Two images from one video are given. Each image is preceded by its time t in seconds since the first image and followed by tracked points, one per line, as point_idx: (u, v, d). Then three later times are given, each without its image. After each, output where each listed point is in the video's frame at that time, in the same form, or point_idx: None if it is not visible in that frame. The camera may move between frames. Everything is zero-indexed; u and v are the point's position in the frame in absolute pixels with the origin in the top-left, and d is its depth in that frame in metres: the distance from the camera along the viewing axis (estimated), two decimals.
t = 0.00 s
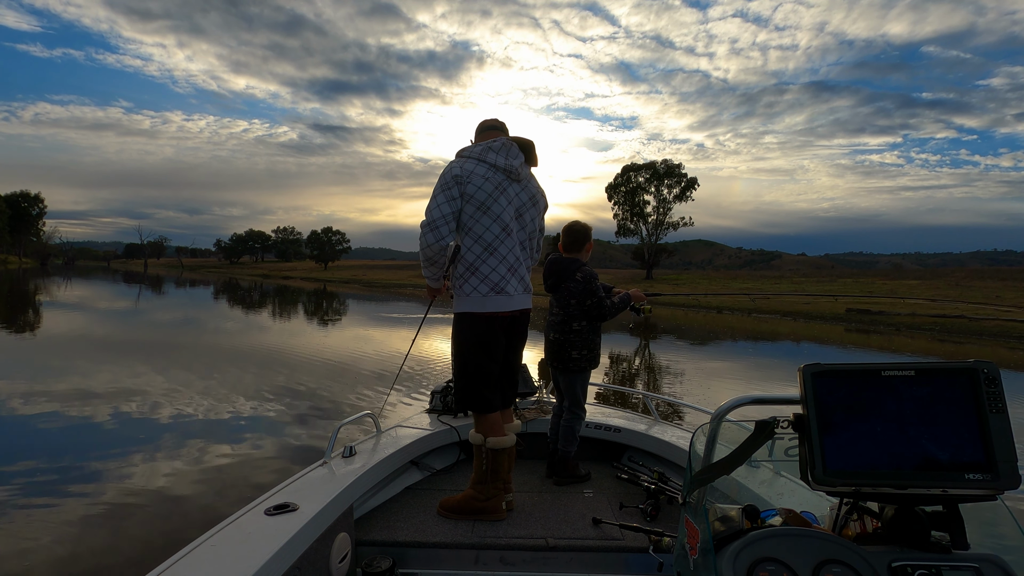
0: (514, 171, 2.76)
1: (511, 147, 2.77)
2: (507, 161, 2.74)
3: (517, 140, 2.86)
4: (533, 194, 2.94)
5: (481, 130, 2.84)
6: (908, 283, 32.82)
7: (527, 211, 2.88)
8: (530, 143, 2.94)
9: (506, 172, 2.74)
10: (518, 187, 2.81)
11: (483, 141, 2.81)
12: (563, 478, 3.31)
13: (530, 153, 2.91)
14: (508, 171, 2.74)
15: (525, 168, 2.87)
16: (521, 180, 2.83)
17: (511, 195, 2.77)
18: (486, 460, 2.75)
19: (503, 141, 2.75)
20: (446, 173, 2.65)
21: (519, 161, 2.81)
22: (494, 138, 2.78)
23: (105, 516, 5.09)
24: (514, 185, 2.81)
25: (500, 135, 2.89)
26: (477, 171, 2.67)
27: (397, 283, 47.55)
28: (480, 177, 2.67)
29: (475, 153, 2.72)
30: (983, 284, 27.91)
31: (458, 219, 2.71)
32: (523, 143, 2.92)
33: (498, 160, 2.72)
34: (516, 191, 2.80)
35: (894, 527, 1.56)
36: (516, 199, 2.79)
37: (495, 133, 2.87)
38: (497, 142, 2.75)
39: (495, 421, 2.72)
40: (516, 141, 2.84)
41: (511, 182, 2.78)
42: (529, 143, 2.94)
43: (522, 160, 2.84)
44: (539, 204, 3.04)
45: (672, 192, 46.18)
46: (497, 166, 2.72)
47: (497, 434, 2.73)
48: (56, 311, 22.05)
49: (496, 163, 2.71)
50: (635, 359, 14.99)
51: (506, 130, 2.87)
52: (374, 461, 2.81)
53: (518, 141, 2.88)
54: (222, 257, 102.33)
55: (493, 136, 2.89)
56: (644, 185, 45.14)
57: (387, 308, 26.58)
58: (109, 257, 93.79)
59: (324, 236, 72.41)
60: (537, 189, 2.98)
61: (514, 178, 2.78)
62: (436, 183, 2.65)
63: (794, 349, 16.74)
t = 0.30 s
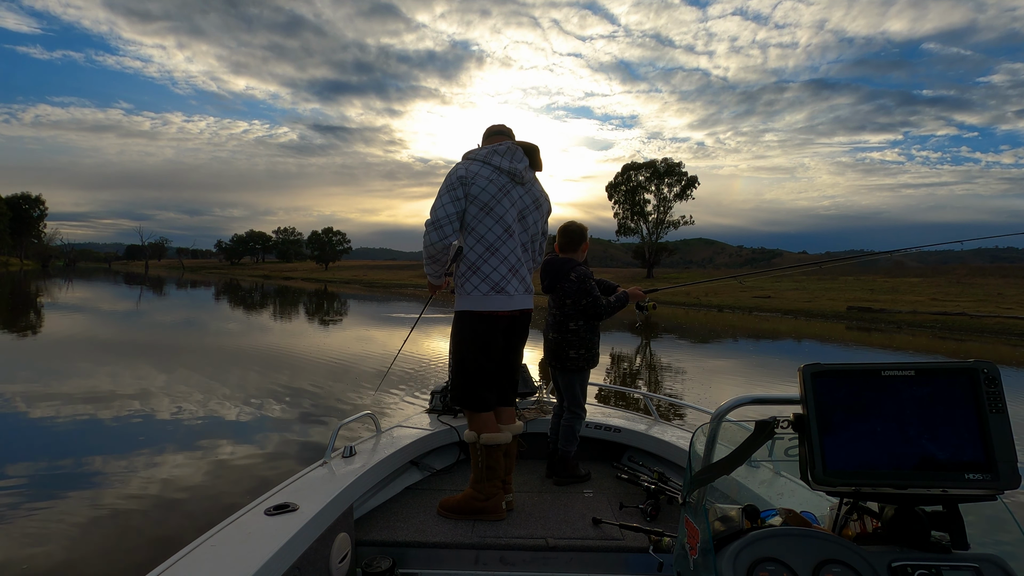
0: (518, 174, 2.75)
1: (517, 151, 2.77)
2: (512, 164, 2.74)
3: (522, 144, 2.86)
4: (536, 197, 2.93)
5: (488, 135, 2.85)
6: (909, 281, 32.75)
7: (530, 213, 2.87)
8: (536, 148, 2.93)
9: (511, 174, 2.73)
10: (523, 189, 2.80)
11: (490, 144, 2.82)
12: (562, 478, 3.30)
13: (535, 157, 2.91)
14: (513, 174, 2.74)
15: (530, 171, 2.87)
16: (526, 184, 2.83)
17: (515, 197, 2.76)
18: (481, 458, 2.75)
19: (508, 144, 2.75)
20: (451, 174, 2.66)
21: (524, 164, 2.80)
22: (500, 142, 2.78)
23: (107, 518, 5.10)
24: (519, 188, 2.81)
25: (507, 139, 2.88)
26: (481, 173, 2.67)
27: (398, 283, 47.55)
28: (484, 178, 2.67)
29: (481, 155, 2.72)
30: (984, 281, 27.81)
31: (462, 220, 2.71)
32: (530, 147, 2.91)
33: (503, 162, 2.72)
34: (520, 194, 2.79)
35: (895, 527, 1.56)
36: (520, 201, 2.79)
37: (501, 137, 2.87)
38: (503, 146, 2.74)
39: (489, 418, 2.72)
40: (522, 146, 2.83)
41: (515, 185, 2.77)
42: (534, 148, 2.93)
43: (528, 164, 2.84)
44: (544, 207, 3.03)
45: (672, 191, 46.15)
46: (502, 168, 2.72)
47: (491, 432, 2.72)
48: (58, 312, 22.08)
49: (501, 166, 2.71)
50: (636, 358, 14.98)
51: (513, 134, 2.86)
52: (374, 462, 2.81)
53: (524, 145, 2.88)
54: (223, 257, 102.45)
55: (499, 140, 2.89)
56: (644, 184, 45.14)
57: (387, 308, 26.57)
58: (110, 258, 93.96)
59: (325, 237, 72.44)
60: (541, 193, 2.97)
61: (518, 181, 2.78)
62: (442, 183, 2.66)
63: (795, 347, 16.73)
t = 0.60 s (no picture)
0: (523, 176, 2.76)
1: (522, 153, 2.78)
2: (516, 166, 2.74)
3: (527, 146, 2.86)
4: (541, 199, 2.93)
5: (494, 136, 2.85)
6: (910, 280, 32.69)
7: (534, 215, 2.87)
8: (541, 150, 2.93)
9: (515, 176, 2.74)
10: (527, 191, 2.81)
11: (495, 146, 2.82)
12: (562, 477, 3.30)
13: (540, 160, 2.91)
14: (517, 176, 2.74)
15: (535, 173, 2.87)
16: (530, 186, 2.83)
17: (519, 199, 2.76)
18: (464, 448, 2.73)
19: (513, 146, 2.76)
20: (457, 175, 2.67)
21: (529, 167, 2.81)
22: (506, 144, 2.78)
23: (107, 517, 5.10)
24: (523, 189, 2.81)
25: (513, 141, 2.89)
26: (486, 174, 2.67)
27: (398, 282, 47.49)
28: (488, 179, 2.67)
29: (485, 157, 2.73)
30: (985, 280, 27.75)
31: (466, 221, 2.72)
32: (535, 150, 2.92)
33: (508, 165, 2.73)
34: (524, 196, 2.79)
35: (894, 527, 1.56)
36: (524, 203, 2.79)
37: (507, 139, 2.88)
38: (508, 148, 2.75)
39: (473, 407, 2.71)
40: (527, 148, 2.84)
41: (519, 186, 2.78)
42: (540, 150, 2.94)
43: (533, 167, 2.84)
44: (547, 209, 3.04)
45: (673, 189, 46.10)
46: (506, 171, 2.73)
47: (472, 420, 2.70)
48: (59, 311, 22.07)
49: (506, 167, 2.72)
50: (637, 357, 14.97)
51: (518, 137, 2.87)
52: (374, 461, 2.82)
53: (529, 147, 2.89)
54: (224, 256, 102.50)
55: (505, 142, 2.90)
56: (645, 182, 45.11)
57: (388, 307, 26.54)
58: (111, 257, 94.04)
59: (326, 236, 72.46)
60: (546, 195, 2.97)
61: (523, 183, 2.79)
62: (447, 184, 2.67)
63: (796, 347, 16.71)
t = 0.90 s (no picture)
0: (523, 176, 2.76)
1: (523, 154, 2.79)
2: (517, 167, 2.75)
3: (529, 147, 2.87)
4: (543, 200, 2.93)
5: (495, 137, 2.87)
6: (911, 280, 32.70)
7: (536, 216, 2.87)
8: (542, 152, 2.94)
9: (516, 177, 2.75)
10: (528, 192, 2.81)
11: (496, 147, 2.83)
12: (563, 477, 3.30)
13: (542, 162, 2.92)
14: (518, 177, 2.75)
15: (537, 174, 2.88)
16: (531, 187, 2.83)
17: (520, 200, 2.76)
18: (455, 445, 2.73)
19: (515, 147, 2.76)
20: (458, 176, 2.68)
21: (531, 168, 2.81)
22: (506, 145, 2.79)
23: (108, 516, 5.10)
24: (524, 190, 2.82)
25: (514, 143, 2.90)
26: (486, 175, 2.69)
27: (399, 282, 47.51)
28: (489, 180, 2.68)
29: (486, 158, 2.74)
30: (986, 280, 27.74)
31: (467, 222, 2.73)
32: (537, 151, 2.92)
33: (509, 165, 2.74)
34: (525, 197, 2.79)
35: (895, 527, 1.56)
36: (526, 204, 2.79)
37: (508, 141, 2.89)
38: (509, 148, 2.76)
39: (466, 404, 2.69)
40: (528, 149, 2.85)
41: (520, 187, 2.78)
42: (541, 152, 2.94)
43: (534, 167, 2.85)
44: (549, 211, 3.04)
45: (673, 189, 46.10)
46: (507, 171, 2.74)
47: (464, 417, 2.69)
48: (59, 310, 22.06)
49: (506, 168, 2.73)
50: (638, 357, 14.97)
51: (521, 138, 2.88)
52: (374, 461, 2.82)
53: (531, 148, 2.90)
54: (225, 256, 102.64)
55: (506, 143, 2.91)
56: (646, 182, 45.12)
57: (389, 307, 26.53)
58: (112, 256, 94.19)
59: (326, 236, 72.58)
60: (547, 195, 2.97)
61: (524, 184, 2.79)
62: (448, 186, 2.69)
63: (797, 347, 16.71)
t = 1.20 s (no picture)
0: (514, 175, 2.73)
1: (515, 152, 2.76)
2: (507, 165, 2.72)
3: (522, 144, 2.84)
4: (536, 198, 2.90)
5: (487, 134, 2.85)
6: (910, 280, 32.76)
7: (528, 214, 2.84)
8: (536, 148, 2.90)
9: (506, 176, 2.72)
10: (520, 190, 2.78)
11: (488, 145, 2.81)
12: (563, 477, 3.30)
13: (536, 159, 2.89)
14: (508, 175, 2.72)
15: (530, 171, 2.85)
16: (524, 185, 2.80)
17: (511, 198, 2.75)
18: (451, 455, 2.69)
19: (506, 145, 2.74)
20: (447, 176, 2.68)
21: (523, 166, 2.79)
22: (498, 143, 2.77)
23: (107, 516, 5.10)
24: (516, 189, 2.79)
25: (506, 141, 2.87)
26: (476, 174, 2.67)
27: (399, 282, 47.52)
28: (478, 179, 2.67)
29: (477, 157, 2.73)
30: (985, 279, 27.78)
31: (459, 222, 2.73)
32: (530, 148, 2.88)
33: (499, 164, 2.72)
34: (517, 195, 2.77)
35: (895, 527, 1.56)
36: (517, 203, 2.77)
37: (500, 138, 2.87)
38: (499, 146, 2.73)
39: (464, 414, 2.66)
40: (521, 146, 2.82)
41: (511, 185, 2.76)
42: (535, 148, 2.90)
43: (527, 165, 2.82)
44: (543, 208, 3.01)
45: (673, 189, 46.14)
46: (497, 170, 2.72)
47: (462, 428, 2.66)
48: (59, 311, 22.08)
49: (496, 167, 2.71)
50: (637, 357, 14.98)
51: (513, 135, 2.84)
52: (374, 462, 2.81)
53: (524, 145, 2.86)
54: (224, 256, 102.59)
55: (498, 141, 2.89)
56: (645, 182, 45.18)
57: (389, 307, 26.55)
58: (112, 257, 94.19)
59: (326, 236, 72.64)
60: (542, 192, 2.93)
61: (515, 182, 2.76)
62: (438, 186, 2.69)
63: (796, 346, 16.72)
